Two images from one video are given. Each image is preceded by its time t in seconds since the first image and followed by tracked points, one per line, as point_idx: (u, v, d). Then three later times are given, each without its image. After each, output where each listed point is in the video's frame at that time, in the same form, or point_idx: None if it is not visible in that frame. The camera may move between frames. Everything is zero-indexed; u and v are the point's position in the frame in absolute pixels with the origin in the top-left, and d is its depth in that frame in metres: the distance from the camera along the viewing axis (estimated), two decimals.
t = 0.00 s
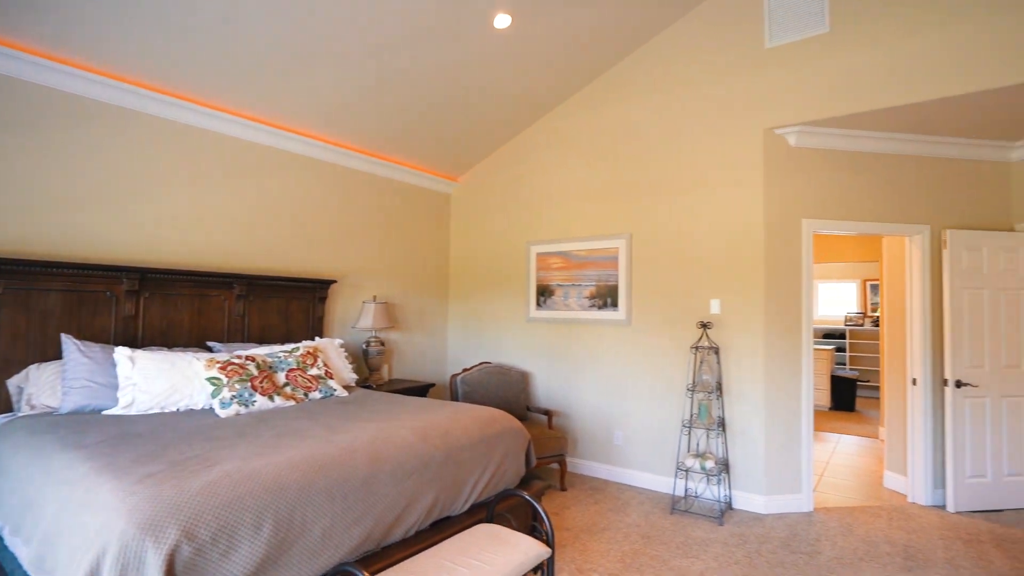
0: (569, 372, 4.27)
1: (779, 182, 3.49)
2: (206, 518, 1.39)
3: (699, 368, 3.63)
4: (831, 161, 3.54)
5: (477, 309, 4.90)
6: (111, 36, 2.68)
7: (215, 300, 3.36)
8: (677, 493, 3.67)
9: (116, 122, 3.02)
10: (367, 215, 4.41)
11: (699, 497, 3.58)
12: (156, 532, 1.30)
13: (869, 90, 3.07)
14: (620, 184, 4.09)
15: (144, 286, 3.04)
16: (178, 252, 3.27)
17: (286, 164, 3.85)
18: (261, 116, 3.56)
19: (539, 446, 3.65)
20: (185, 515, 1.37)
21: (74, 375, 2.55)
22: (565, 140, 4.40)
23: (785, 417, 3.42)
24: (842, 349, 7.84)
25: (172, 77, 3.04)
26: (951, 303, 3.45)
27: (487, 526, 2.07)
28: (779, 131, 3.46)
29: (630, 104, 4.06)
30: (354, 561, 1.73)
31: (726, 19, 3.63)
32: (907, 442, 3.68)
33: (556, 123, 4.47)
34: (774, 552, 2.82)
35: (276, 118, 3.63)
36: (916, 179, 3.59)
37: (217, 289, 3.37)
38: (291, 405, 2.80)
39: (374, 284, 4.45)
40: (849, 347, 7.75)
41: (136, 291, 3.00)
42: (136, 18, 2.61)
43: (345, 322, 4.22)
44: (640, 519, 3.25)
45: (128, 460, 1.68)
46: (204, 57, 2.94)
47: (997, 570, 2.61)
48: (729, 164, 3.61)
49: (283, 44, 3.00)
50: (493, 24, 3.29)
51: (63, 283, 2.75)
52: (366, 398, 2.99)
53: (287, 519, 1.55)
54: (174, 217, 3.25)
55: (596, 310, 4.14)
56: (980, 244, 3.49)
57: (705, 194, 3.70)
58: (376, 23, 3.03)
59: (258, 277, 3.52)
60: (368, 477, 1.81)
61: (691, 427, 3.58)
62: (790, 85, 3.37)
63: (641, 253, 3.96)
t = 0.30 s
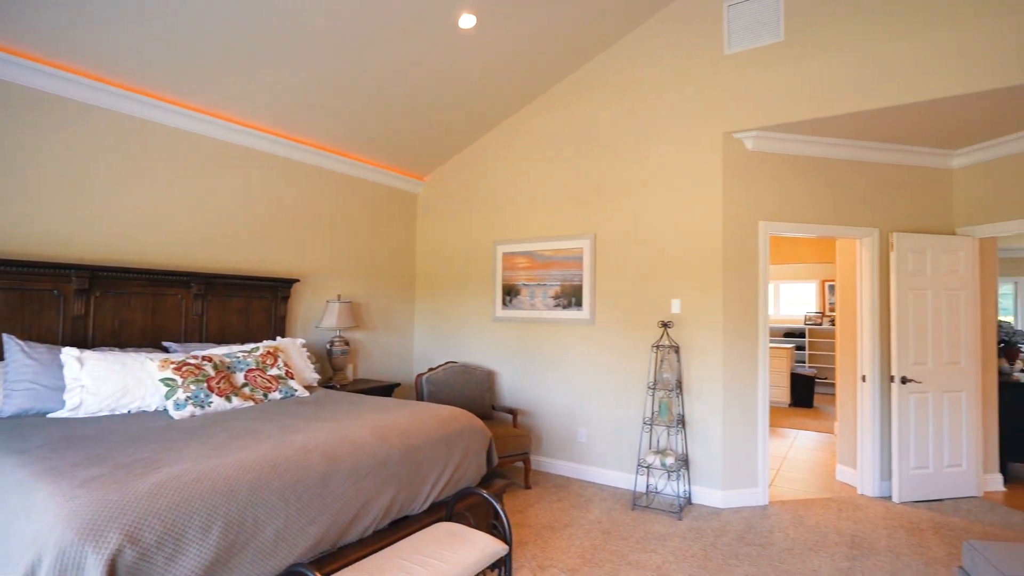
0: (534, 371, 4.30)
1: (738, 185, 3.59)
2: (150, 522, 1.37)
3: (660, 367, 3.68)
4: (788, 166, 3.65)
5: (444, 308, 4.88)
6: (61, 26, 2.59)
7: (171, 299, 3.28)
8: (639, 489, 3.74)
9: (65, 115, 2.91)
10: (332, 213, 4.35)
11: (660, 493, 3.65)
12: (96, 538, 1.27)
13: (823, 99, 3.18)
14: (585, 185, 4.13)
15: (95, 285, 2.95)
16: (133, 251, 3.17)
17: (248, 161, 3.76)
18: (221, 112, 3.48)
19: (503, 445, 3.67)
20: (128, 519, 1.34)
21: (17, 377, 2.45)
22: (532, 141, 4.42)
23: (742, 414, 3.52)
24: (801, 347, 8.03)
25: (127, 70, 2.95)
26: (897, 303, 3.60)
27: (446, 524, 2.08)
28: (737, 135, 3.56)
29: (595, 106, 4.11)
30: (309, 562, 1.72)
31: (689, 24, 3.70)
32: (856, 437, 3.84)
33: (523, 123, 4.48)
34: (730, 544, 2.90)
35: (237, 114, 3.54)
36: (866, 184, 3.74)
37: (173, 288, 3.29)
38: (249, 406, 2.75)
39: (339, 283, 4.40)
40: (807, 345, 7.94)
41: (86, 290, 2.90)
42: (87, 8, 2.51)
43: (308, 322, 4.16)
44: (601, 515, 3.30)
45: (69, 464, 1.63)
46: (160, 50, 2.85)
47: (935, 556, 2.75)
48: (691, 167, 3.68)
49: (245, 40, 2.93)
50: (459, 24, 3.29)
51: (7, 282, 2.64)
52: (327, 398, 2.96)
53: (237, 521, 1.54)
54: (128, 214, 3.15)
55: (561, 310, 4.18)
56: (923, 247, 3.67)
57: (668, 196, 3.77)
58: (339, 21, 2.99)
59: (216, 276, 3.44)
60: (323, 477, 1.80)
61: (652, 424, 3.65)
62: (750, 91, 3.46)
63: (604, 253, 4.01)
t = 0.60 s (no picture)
0: (500, 371, 4.32)
1: (699, 187, 3.67)
2: (91, 526, 1.33)
3: (622, 366, 3.75)
4: (747, 169, 3.75)
5: (410, 308, 4.86)
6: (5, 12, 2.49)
7: (124, 297, 3.18)
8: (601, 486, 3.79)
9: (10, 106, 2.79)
10: (295, 211, 4.28)
11: (622, 489, 3.71)
12: (31, 543, 1.23)
13: (778, 103, 3.28)
14: (551, 185, 4.16)
15: (42, 283, 2.84)
16: (83, 248, 3.06)
17: (207, 157, 3.68)
18: (179, 106, 3.39)
19: (468, 444, 3.67)
20: (68, 524, 1.31)
21: None
22: (499, 140, 4.44)
23: (702, 411, 3.60)
24: (764, 345, 8.27)
25: (76, 60, 2.84)
26: (849, 302, 3.74)
27: (404, 524, 2.07)
28: (698, 138, 3.64)
29: (561, 107, 4.15)
30: (263, 564, 1.70)
31: (653, 28, 3.77)
32: (811, 432, 3.97)
33: (489, 122, 4.49)
34: (688, 538, 2.96)
35: (195, 109, 3.46)
36: (820, 187, 3.87)
37: (128, 286, 3.19)
38: (205, 407, 2.70)
39: (303, 282, 4.33)
40: (771, 344, 8.16)
41: (32, 288, 2.79)
42: None
43: (270, 321, 4.08)
44: (564, 512, 3.34)
45: (7, 468, 1.57)
46: (112, 40, 2.77)
47: (880, 545, 2.86)
48: (654, 168, 3.75)
49: (202, 33, 2.87)
50: (424, 22, 3.28)
51: None
52: (287, 398, 2.92)
53: (186, 524, 1.51)
54: (78, 210, 3.05)
55: (526, 309, 4.21)
56: (872, 249, 3.81)
57: (631, 197, 3.83)
58: (300, 16, 2.95)
59: (173, 274, 3.36)
60: (277, 477, 1.78)
61: (615, 422, 3.71)
62: (710, 95, 3.54)
63: (569, 253, 4.05)
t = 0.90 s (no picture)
0: (466, 370, 4.31)
1: (661, 189, 3.74)
2: (25, 532, 1.29)
3: (585, 364, 3.79)
4: (708, 171, 3.83)
5: (376, 307, 4.81)
6: None
7: (74, 296, 3.07)
8: (565, 484, 3.83)
9: None
10: (257, 208, 4.19)
11: (585, 486, 3.76)
12: None
13: (738, 107, 3.37)
14: (517, 185, 4.18)
15: None
16: (29, 244, 2.95)
17: (164, 151, 3.57)
18: (133, 98, 3.29)
19: (432, 444, 3.66)
20: None
21: None
22: (465, 140, 4.43)
23: (663, 408, 3.67)
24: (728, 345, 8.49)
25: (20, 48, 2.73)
26: (804, 302, 3.86)
27: (362, 524, 2.06)
28: (660, 141, 3.70)
29: (528, 108, 4.17)
30: (213, 567, 1.67)
31: (617, 31, 3.81)
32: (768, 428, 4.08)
33: (456, 121, 4.48)
34: (648, 533, 3.02)
35: (150, 102, 3.36)
36: (777, 191, 3.98)
37: (78, 284, 3.09)
38: (158, 408, 2.62)
39: (265, 280, 4.25)
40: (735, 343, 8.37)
41: None
42: None
43: (231, 321, 3.99)
44: (527, 510, 3.36)
45: None
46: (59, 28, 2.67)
47: (830, 535, 2.97)
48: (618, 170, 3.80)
49: (156, 24, 2.79)
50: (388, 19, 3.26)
51: None
52: (245, 399, 2.86)
53: (130, 527, 1.47)
54: (25, 204, 2.93)
55: (492, 309, 4.22)
56: (827, 250, 3.94)
57: (595, 198, 3.87)
58: (260, 9, 2.90)
59: (127, 272, 3.25)
60: (229, 479, 1.75)
61: (578, 420, 3.75)
62: (672, 99, 3.61)
63: (535, 253, 4.08)
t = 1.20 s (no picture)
0: (433, 370, 4.30)
1: (626, 189, 3.79)
2: None
3: (551, 363, 3.83)
4: (672, 173, 3.90)
5: (342, 307, 4.75)
6: None
7: (21, 294, 2.96)
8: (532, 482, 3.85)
9: None
10: (219, 205, 4.09)
11: (552, 484, 3.78)
12: None
13: (700, 110, 3.44)
14: (485, 184, 4.18)
15: None
16: None
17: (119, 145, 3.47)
18: (85, 89, 3.18)
19: (398, 443, 3.64)
20: None
21: None
22: (433, 138, 4.41)
23: (628, 406, 3.72)
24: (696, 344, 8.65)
25: None
26: (764, 301, 3.96)
27: (320, 525, 2.03)
28: (626, 142, 3.75)
29: (495, 107, 4.17)
30: (162, 571, 1.63)
31: (584, 33, 3.85)
32: (730, 424, 4.17)
33: (424, 119, 4.46)
34: (611, 529, 3.06)
35: (104, 93, 3.26)
36: (739, 193, 4.08)
37: (25, 282, 2.97)
38: (110, 410, 2.54)
39: (227, 279, 4.16)
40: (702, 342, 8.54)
41: None
42: None
43: (191, 320, 3.89)
44: (493, 508, 3.36)
45: None
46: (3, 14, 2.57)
47: (786, 528, 3.06)
48: (584, 170, 3.84)
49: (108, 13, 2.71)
50: (352, 15, 3.23)
51: None
52: (202, 399, 2.79)
53: (73, 532, 1.43)
54: None
55: (460, 308, 4.21)
56: (786, 251, 4.05)
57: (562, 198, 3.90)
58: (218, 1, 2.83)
59: (79, 270, 3.15)
60: (180, 480, 1.71)
61: (544, 418, 3.78)
62: (637, 101, 3.66)
63: (503, 252, 4.09)
